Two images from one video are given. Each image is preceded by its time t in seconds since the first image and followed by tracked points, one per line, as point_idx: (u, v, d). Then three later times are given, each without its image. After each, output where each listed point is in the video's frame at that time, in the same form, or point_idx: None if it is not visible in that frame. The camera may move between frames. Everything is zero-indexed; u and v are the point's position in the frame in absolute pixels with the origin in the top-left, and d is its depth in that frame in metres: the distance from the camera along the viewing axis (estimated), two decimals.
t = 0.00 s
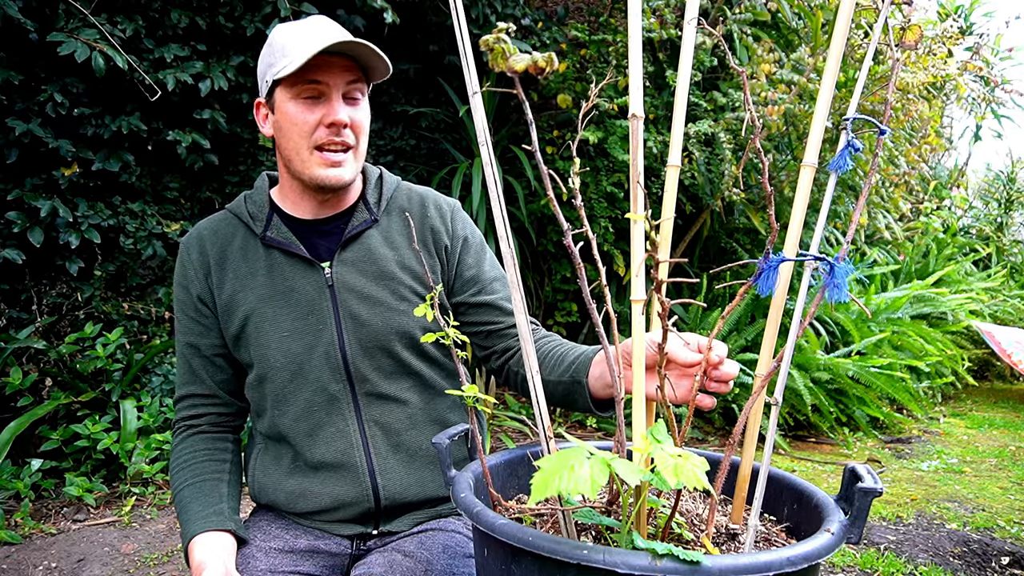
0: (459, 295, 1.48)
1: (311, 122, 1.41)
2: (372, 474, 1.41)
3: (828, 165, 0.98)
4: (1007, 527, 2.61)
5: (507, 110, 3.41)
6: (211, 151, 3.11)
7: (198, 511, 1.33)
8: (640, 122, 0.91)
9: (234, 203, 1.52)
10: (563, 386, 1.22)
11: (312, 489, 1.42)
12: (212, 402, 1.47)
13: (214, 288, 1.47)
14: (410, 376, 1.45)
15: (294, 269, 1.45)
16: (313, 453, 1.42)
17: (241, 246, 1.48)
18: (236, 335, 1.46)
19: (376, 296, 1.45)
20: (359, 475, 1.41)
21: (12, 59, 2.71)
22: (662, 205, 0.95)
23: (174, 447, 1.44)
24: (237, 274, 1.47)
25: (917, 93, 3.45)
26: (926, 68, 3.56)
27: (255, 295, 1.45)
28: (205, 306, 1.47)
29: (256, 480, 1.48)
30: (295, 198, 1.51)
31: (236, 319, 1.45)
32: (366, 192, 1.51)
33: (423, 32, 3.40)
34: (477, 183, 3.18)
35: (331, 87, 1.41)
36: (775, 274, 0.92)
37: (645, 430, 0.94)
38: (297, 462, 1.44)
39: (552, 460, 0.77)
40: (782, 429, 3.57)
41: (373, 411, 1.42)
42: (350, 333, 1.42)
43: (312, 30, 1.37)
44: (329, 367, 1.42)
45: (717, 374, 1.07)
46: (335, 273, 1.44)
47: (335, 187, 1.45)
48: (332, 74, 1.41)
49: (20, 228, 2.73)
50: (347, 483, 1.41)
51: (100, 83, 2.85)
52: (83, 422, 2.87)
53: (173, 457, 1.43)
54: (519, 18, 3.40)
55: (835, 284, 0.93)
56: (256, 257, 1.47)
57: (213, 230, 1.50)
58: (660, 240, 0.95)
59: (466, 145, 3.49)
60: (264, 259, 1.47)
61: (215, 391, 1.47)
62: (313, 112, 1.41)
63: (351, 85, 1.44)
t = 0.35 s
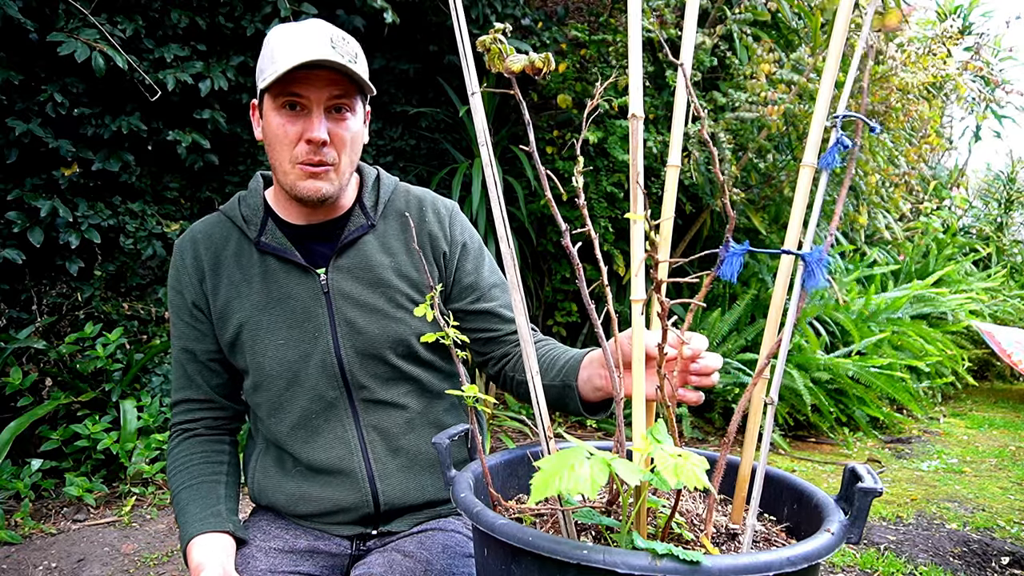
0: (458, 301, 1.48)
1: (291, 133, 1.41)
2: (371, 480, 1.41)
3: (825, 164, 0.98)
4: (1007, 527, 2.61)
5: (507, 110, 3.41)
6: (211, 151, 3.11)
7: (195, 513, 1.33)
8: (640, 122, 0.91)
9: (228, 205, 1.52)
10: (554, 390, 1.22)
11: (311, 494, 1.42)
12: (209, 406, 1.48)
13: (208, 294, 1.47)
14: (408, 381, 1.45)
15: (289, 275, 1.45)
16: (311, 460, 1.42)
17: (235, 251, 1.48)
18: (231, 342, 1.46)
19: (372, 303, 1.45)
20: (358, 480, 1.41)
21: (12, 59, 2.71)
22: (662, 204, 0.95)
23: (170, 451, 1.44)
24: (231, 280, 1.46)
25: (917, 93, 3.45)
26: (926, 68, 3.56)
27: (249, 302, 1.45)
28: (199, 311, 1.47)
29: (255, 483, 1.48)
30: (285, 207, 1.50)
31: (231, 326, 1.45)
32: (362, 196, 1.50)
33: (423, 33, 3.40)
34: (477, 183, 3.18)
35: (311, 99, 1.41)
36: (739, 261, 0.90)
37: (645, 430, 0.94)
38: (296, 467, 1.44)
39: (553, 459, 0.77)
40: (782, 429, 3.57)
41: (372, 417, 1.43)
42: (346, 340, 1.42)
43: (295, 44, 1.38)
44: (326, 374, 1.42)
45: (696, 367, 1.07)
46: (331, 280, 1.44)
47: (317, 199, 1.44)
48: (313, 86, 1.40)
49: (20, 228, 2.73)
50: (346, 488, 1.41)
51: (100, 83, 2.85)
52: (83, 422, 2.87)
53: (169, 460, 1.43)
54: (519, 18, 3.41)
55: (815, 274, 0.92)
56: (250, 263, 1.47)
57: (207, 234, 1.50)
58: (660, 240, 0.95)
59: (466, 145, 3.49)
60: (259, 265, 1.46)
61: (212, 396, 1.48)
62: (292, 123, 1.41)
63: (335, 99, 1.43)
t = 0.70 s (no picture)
0: (458, 305, 1.47)
1: (282, 136, 1.41)
2: (370, 486, 1.41)
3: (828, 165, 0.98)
4: (1007, 527, 2.61)
5: (506, 110, 3.41)
6: (211, 151, 3.11)
7: (193, 516, 1.33)
8: (640, 122, 0.91)
9: (222, 207, 1.51)
10: (560, 390, 1.22)
11: (310, 499, 1.42)
12: (204, 409, 1.47)
13: (203, 299, 1.46)
14: (406, 386, 1.45)
15: (285, 280, 1.45)
16: (309, 466, 1.42)
17: (229, 256, 1.47)
18: (227, 347, 1.46)
19: (370, 309, 1.44)
20: (357, 486, 1.41)
21: (12, 59, 2.71)
22: (663, 205, 0.95)
23: (166, 455, 1.44)
24: (227, 286, 1.46)
25: (916, 93, 3.45)
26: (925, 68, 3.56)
27: (245, 308, 1.45)
28: (194, 316, 1.47)
29: (253, 486, 1.48)
30: (280, 212, 1.51)
31: (227, 332, 1.45)
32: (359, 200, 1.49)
33: (423, 32, 3.40)
34: (477, 183, 3.18)
35: (302, 101, 1.41)
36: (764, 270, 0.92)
37: (645, 431, 0.94)
38: (294, 472, 1.45)
39: (552, 459, 0.77)
40: (782, 429, 3.57)
41: (370, 423, 1.43)
42: (344, 347, 1.42)
43: (284, 46, 1.38)
44: (323, 380, 1.42)
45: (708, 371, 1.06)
46: (328, 285, 1.44)
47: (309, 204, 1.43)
48: (302, 89, 1.40)
49: (20, 228, 2.73)
50: (345, 494, 1.41)
51: (100, 83, 2.85)
52: (83, 422, 2.87)
53: (165, 464, 1.43)
54: (519, 18, 3.41)
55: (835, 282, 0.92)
56: (246, 268, 1.46)
57: (200, 238, 1.49)
58: (661, 239, 0.95)
59: (466, 146, 3.49)
60: (255, 270, 1.46)
61: (208, 400, 1.47)
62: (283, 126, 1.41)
63: (326, 102, 1.42)
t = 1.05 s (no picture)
0: (461, 306, 1.48)
1: (285, 138, 1.41)
2: (371, 487, 1.41)
3: (827, 163, 0.98)
4: (1007, 527, 2.61)
5: (506, 110, 3.41)
6: (211, 151, 3.11)
7: (193, 516, 1.33)
8: (640, 122, 0.91)
9: (223, 207, 1.50)
10: (573, 391, 1.22)
11: (311, 500, 1.42)
12: (205, 410, 1.48)
13: (204, 300, 1.46)
14: (408, 388, 1.45)
15: (286, 281, 1.45)
16: (310, 467, 1.42)
17: (231, 256, 1.47)
18: (228, 348, 1.46)
19: (372, 311, 1.44)
20: (358, 488, 1.41)
21: (11, 59, 2.71)
22: (663, 205, 0.95)
23: (166, 455, 1.44)
24: (228, 287, 1.46)
25: (917, 93, 3.45)
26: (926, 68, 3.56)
27: (247, 310, 1.45)
28: (195, 317, 1.46)
29: (254, 487, 1.48)
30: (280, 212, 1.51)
31: (228, 333, 1.45)
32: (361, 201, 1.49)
33: (423, 32, 3.40)
34: (477, 183, 3.18)
35: (306, 104, 1.41)
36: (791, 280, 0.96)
37: (645, 430, 0.94)
38: (295, 473, 1.45)
39: (553, 459, 0.77)
40: (782, 429, 3.57)
41: (371, 424, 1.43)
42: (345, 350, 1.42)
43: (292, 48, 1.37)
44: (324, 382, 1.42)
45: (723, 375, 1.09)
46: (329, 287, 1.44)
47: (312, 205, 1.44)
48: (308, 91, 1.40)
49: (20, 228, 2.73)
50: (346, 495, 1.41)
51: (100, 83, 2.85)
52: (83, 422, 2.87)
53: (166, 465, 1.43)
54: (519, 18, 3.41)
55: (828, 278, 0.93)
56: (247, 269, 1.46)
57: (202, 237, 1.49)
58: (660, 239, 0.95)
59: (466, 145, 3.49)
60: (256, 271, 1.46)
61: (209, 401, 1.48)
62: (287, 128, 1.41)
63: (330, 105, 1.42)
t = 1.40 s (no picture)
0: (466, 304, 1.48)
1: (335, 142, 1.37)
2: (372, 482, 1.41)
3: (827, 163, 0.98)
4: (1007, 527, 2.61)
5: (507, 110, 3.41)
6: (211, 151, 3.11)
7: (196, 513, 1.33)
8: (640, 122, 0.91)
9: (232, 203, 1.51)
10: (573, 391, 1.22)
11: (313, 494, 1.42)
12: (211, 405, 1.47)
13: (212, 293, 1.46)
14: (411, 384, 1.45)
15: (294, 277, 1.45)
16: (312, 462, 1.42)
17: (240, 251, 1.47)
18: (235, 342, 1.46)
19: (377, 308, 1.44)
20: (359, 482, 1.41)
21: (11, 58, 2.71)
22: (663, 205, 0.95)
23: (171, 450, 1.44)
24: (236, 281, 1.46)
25: (917, 93, 3.45)
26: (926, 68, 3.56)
27: (255, 304, 1.45)
28: (204, 310, 1.46)
29: (256, 481, 1.48)
30: (306, 210, 1.47)
31: (236, 327, 1.45)
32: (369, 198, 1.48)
33: (423, 32, 3.40)
34: (477, 183, 3.18)
35: (355, 107, 1.37)
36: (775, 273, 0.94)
37: (645, 430, 0.94)
38: (298, 467, 1.45)
39: (552, 460, 0.77)
40: (782, 429, 3.57)
41: (374, 419, 1.43)
42: (350, 344, 1.42)
43: (342, 54, 1.37)
44: (329, 376, 1.42)
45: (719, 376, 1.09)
46: (336, 282, 1.44)
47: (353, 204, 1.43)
48: (357, 94, 1.37)
49: (20, 228, 2.73)
50: (347, 490, 1.41)
51: (100, 83, 2.85)
52: (83, 422, 2.87)
53: (170, 460, 1.43)
54: (519, 18, 3.41)
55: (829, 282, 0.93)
56: (255, 264, 1.46)
57: (211, 233, 1.49)
58: (660, 240, 0.95)
59: (466, 145, 3.49)
60: (264, 266, 1.46)
61: (214, 395, 1.47)
62: (337, 131, 1.37)
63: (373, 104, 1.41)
